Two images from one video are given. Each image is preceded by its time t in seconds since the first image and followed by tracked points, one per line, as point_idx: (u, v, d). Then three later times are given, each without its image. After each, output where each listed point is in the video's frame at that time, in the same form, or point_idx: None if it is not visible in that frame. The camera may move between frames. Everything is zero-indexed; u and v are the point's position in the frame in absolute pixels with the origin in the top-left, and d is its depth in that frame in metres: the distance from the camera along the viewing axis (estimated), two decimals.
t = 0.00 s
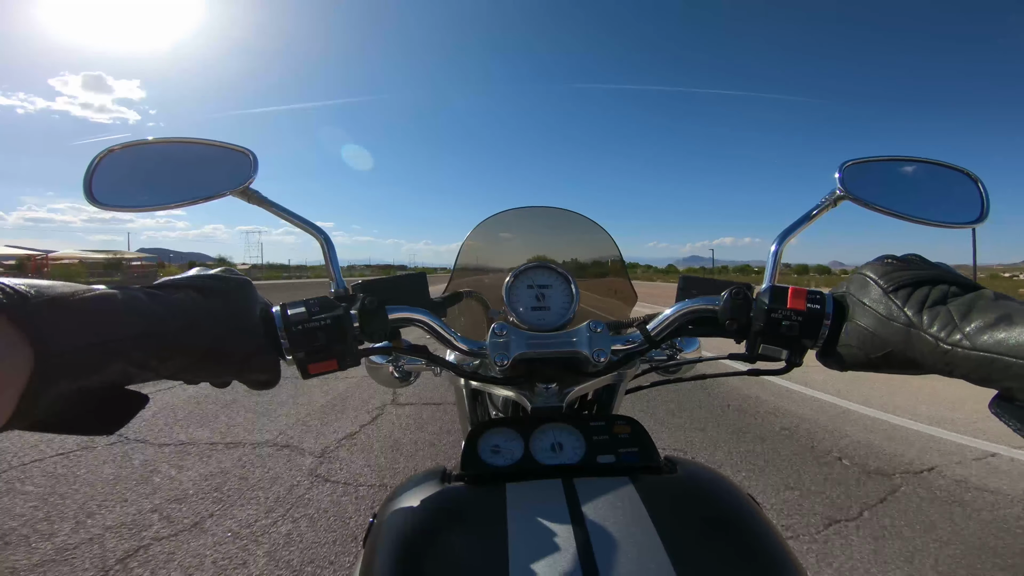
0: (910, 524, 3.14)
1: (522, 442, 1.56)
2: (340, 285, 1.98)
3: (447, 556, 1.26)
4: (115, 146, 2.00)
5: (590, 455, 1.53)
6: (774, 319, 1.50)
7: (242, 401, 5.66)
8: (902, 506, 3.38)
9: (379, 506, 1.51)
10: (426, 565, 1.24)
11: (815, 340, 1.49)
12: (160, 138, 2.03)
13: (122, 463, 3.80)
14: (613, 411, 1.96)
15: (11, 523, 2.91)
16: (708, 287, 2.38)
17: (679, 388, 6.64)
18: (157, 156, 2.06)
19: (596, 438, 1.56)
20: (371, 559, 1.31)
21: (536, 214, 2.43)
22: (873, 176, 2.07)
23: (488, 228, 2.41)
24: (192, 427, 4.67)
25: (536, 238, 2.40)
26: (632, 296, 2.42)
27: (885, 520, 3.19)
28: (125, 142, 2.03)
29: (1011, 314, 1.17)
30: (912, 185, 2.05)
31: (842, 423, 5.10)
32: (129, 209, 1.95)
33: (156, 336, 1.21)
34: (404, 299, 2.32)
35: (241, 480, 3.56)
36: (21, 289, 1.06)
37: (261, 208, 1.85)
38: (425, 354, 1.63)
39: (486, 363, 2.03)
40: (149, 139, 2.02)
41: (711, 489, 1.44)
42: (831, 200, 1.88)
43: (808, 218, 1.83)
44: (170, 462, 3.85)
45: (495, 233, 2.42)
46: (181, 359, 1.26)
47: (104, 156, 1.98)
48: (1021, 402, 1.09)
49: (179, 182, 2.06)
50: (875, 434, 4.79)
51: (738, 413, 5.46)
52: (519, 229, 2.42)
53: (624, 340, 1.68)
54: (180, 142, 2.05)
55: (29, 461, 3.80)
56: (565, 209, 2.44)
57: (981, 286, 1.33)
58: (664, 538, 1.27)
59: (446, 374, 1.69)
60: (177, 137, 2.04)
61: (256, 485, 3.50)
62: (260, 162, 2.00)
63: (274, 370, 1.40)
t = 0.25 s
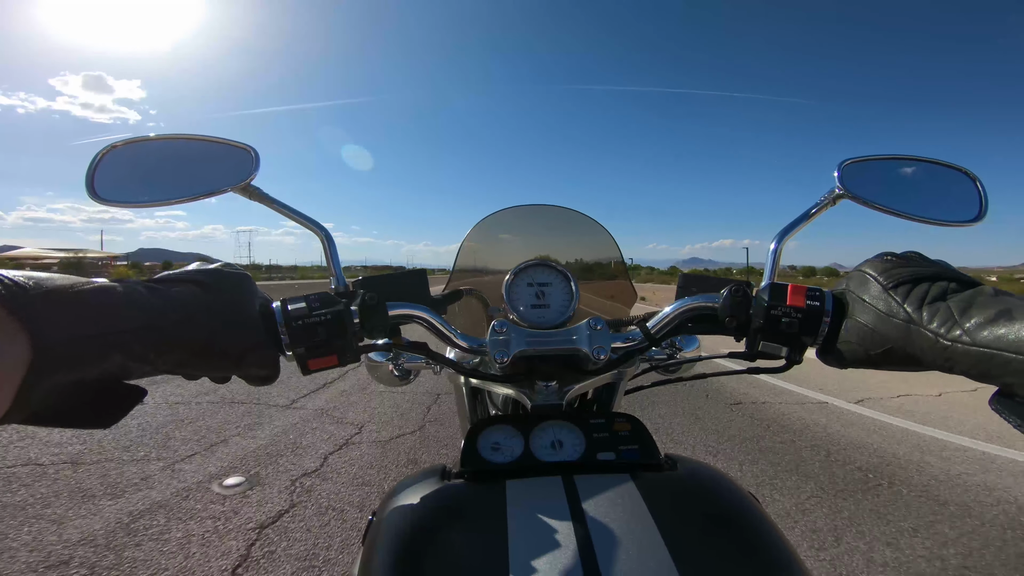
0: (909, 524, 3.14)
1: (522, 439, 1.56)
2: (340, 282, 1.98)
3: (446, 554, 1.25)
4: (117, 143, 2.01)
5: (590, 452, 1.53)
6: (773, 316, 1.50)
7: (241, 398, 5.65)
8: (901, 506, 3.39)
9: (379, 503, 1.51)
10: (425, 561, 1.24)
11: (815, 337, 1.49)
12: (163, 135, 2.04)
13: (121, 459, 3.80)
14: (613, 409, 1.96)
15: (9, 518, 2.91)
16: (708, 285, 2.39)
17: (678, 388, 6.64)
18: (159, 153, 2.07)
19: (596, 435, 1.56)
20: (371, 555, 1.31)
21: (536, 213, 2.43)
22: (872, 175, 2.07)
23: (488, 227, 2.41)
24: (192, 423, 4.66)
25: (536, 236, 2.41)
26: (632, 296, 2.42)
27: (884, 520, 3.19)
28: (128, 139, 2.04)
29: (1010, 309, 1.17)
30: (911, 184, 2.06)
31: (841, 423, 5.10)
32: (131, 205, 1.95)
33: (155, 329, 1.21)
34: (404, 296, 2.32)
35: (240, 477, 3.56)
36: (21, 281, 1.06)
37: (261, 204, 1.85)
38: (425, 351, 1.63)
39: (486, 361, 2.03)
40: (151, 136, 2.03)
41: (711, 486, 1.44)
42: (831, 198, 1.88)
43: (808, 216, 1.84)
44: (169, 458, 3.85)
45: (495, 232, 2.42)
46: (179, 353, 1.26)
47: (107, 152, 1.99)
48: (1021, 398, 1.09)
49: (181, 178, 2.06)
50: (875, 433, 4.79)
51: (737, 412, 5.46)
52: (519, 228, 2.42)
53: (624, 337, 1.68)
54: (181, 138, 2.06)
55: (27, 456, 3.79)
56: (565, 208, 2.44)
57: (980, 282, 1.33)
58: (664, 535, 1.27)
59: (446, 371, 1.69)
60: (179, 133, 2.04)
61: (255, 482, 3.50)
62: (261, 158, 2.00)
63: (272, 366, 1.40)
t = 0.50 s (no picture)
0: (910, 525, 3.15)
1: (523, 440, 1.56)
2: (341, 282, 1.98)
3: (447, 555, 1.26)
4: (119, 143, 2.01)
5: (590, 452, 1.53)
6: (773, 316, 1.50)
7: (241, 399, 5.66)
8: (901, 507, 3.39)
9: (379, 504, 1.51)
10: (425, 562, 1.24)
11: (815, 337, 1.49)
12: (163, 135, 2.04)
13: (122, 460, 3.80)
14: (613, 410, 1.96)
15: (10, 519, 2.91)
16: (709, 285, 2.39)
17: (678, 388, 6.64)
18: (160, 153, 2.07)
19: (596, 436, 1.56)
20: (372, 556, 1.31)
21: (536, 213, 2.43)
22: (872, 175, 2.07)
23: (488, 228, 2.41)
24: (192, 424, 4.66)
25: (536, 237, 2.41)
26: (632, 296, 2.42)
27: (885, 521, 3.19)
28: (129, 139, 2.03)
29: (1010, 309, 1.17)
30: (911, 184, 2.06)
31: (842, 424, 5.10)
32: (132, 206, 1.95)
33: (157, 329, 1.22)
34: (404, 297, 2.32)
35: (242, 478, 3.56)
36: (22, 282, 1.06)
37: (262, 205, 1.85)
38: (425, 352, 1.63)
39: (486, 362, 2.03)
40: (153, 136, 2.03)
41: (711, 487, 1.44)
42: (830, 198, 1.88)
43: (808, 217, 1.84)
44: (170, 459, 3.85)
45: (495, 233, 2.42)
46: (180, 354, 1.26)
47: (108, 153, 1.99)
48: (1021, 398, 1.09)
49: (182, 178, 2.06)
50: (875, 434, 4.79)
51: (737, 413, 5.46)
52: (519, 229, 2.42)
53: (624, 338, 1.68)
54: (183, 139, 2.06)
55: (28, 457, 3.79)
56: (565, 209, 2.44)
57: (979, 282, 1.33)
58: (664, 535, 1.27)
59: (446, 372, 1.69)
60: (181, 134, 2.05)
61: (256, 483, 3.50)
62: (262, 159, 2.01)
63: (274, 367, 1.40)
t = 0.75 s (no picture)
0: (910, 528, 3.15)
1: (521, 445, 1.56)
2: (339, 287, 1.98)
3: (445, 560, 1.25)
4: (116, 148, 2.00)
5: (589, 457, 1.53)
6: (773, 321, 1.50)
7: (240, 403, 5.65)
8: (901, 510, 3.38)
9: (378, 509, 1.50)
10: (424, 568, 1.24)
11: (814, 342, 1.49)
12: (161, 140, 2.03)
13: (121, 465, 3.79)
14: (612, 414, 1.96)
15: (8, 524, 2.90)
16: (708, 290, 2.39)
17: (678, 392, 6.63)
18: (157, 158, 2.06)
19: (595, 441, 1.55)
20: (370, 562, 1.30)
21: (534, 218, 2.43)
22: (872, 179, 2.07)
23: (487, 232, 2.42)
24: (191, 429, 4.66)
25: (534, 241, 2.41)
26: (630, 299, 2.42)
27: (886, 524, 3.19)
28: (126, 143, 2.02)
29: (1010, 314, 1.17)
30: (909, 188, 2.06)
31: (842, 426, 5.10)
32: (130, 211, 1.95)
33: (156, 336, 1.21)
34: (403, 301, 2.32)
35: (241, 482, 3.55)
36: (19, 289, 1.06)
37: (260, 210, 1.85)
38: (424, 357, 1.63)
39: (485, 366, 2.03)
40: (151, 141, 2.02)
41: (711, 492, 1.43)
42: (829, 203, 1.88)
43: (807, 221, 1.83)
44: (169, 464, 3.84)
45: (494, 237, 2.42)
46: (178, 360, 1.26)
47: (105, 158, 1.98)
48: (1021, 403, 1.09)
49: (179, 184, 2.06)
50: (875, 437, 4.79)
51: (737, 416, 5.46)
52: (517, 233, 2.42)
53: (623, 343, 1.68)
54: (181, 144, 2.05)
55: (26, 462, 3.79)
56: (564, 213, 2.44)
57: (979, 287, 1.33)
58: (664, 540, 1.27)
59: (444, 377, 1.69)
60: (179, 139, 2.04)
61: (256, 487, 3.49)
62: (260, 164, 2.01)
63: (272, 372, 1.40)
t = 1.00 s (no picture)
0: (913, 530, 3.14)
1: (523, 449, 1.55)
2: (339, 291, 1.97)
3: (446, 565, 1.24)
4: (113, 150, 1.98)
5: (591, 461, 1.52)
6: (775, 325, 1.49)
7: (240, 407, 5.64)
8: (903, 512, 3.38)
9: (379, 514, 1.49)
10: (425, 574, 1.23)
11: (817, 345, 1.48)
12: (159, 141, 2.02)
13: (120, 470, 3.78)
14: (613, 417, 1.95)
15: (6, 530, 2.89)
16: (709, 292, 2.38)
17: (678, 395, 6.62)
18: (155, 160, 2.05)
19: (597, 444, 1.54)
20: (371, 568, 1.29)
21: (535, 220, 2.42)
22: (874, 181, 2.06)
23: (487, 235, 2.41)
24: (190, 433, 4.64)
25: (535, 244, 2.40)
26: (631, 302, 2.41)
27: (888, 527, 3.18)
28: (123, 145, 2.01)
29: (1015, 318, 1.16)
30: (911, 190, 2.05)
31: (843, 429, 5.09)
32: (128, 214, 1.93)
33: (153, 341, 1.20)
34: (403, 305, 2.31)
35: (241, 487, 3.54)
36: (15, 295, 1.04)
37: (259, 213, 1.84)
38: (424, 361, 1.62)
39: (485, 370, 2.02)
40: (149, 143, 2.00)
41: (713, 495, 1.42)
42: (831, 205, 1.87)
43: (809, 224, 1.83)
44: (168, 469, 3.83)
45: (494, 239, 2.41)
46: (177, 365, 1.25)
47: (103, 159, 1.96)
48: None
49: (177, 186, 2.04)
50: (876, 439, 4.78)
51: (737, 419, 5.45)
52: (518, 235, 2.41)
53: (624, 347, 1.67)
54: (180, 146, 2.04)
55: (24, 468, 3.77)
56: (564, 215, 2.43)
57: (984, 290, 1.32)
58: (667, 544, 1.26)
59: (445, 380, 1.68)
60: (177, 141, 2.02)
61: (255, 492, 3.48)
62: (259, 167, 2.00)
63: (271, 376, 1.39)
